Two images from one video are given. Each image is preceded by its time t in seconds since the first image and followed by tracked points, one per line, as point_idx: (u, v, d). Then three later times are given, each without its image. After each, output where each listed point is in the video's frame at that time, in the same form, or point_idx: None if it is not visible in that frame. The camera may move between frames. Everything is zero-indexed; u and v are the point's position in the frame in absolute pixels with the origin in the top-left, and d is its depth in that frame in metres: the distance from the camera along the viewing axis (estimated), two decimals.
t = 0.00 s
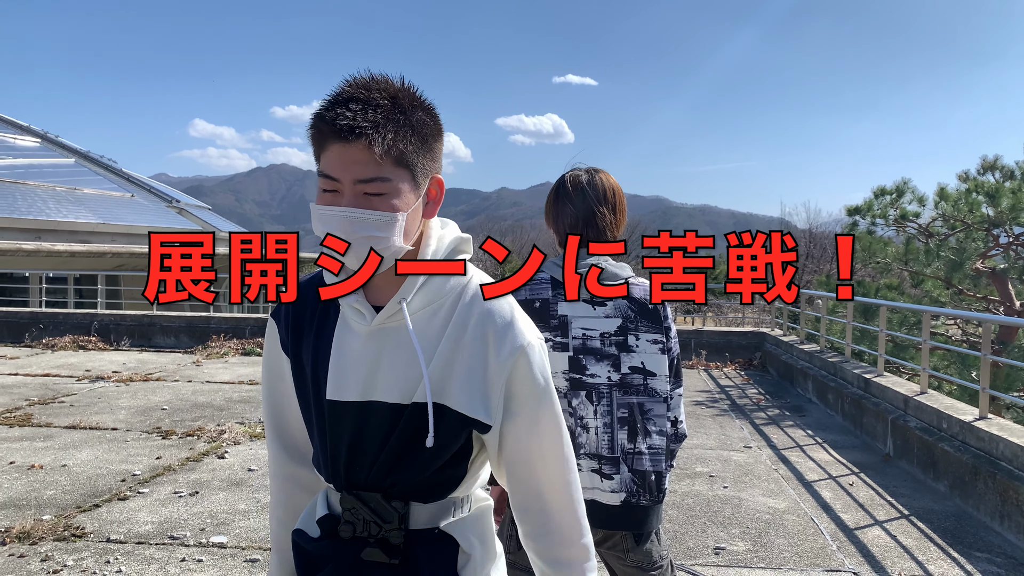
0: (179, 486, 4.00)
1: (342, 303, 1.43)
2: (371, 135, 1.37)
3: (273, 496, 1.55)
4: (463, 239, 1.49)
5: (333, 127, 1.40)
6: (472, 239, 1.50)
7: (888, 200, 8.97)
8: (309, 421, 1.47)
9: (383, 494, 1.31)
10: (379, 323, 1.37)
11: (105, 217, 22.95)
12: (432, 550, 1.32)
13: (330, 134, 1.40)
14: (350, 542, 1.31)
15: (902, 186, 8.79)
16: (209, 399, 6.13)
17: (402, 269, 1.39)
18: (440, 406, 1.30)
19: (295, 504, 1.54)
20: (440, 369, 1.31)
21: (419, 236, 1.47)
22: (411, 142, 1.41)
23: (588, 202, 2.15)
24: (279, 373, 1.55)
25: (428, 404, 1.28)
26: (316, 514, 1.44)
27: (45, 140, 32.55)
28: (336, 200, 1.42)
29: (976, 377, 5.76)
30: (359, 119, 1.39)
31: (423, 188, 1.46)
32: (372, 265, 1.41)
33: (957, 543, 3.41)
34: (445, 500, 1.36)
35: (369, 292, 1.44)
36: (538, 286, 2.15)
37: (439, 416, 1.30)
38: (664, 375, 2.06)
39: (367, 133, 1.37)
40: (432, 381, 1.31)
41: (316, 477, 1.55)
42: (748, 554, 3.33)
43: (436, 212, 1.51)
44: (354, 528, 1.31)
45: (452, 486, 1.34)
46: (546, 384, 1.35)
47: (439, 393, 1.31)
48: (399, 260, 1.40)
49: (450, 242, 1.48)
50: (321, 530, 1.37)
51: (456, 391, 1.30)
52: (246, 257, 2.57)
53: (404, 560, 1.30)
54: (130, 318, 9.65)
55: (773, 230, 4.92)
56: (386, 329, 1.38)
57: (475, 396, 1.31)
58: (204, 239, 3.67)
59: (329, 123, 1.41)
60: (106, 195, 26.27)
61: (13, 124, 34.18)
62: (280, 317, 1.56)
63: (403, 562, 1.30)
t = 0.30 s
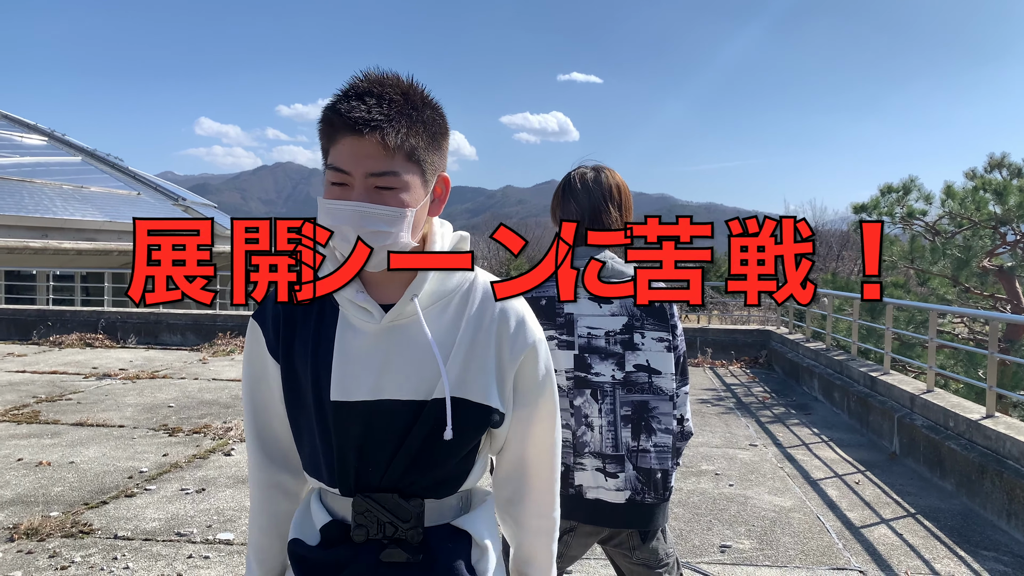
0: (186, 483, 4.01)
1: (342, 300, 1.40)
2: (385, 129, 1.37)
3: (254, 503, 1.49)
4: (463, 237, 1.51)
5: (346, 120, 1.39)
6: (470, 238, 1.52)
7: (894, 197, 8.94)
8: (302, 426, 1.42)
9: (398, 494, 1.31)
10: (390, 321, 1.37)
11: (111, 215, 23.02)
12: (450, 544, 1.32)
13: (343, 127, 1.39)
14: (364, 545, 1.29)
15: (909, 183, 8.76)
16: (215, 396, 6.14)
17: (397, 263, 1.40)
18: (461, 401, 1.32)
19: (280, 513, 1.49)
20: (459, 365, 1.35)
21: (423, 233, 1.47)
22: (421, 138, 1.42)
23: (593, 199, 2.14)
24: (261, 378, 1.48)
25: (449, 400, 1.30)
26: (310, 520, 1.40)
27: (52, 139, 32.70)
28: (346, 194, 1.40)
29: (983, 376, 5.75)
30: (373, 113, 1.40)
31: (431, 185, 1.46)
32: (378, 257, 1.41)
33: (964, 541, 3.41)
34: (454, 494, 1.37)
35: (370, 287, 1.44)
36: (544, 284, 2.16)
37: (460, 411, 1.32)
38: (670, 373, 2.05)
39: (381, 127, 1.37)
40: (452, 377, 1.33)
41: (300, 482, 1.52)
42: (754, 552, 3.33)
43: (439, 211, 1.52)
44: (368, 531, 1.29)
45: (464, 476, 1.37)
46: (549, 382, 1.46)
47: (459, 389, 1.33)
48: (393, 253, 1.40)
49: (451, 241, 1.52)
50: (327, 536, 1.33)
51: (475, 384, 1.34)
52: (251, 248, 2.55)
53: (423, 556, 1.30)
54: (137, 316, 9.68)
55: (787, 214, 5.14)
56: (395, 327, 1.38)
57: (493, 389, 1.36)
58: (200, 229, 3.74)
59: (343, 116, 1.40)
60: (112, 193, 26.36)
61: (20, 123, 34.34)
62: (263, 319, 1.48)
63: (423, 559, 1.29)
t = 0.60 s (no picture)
0: (191, 483, 4.02)
1: (346, 295, 1.39)
2: (395, 118, 1.38)
3: (253, 517, 1.39)
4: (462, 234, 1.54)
5: (355, 110, 1.39)
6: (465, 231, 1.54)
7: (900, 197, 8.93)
8: (305, 431, 1.38)
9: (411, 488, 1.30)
10: (400, 314, 1.38)
11: (116, 216, 23.09)
12: (464, 536, 1.31)
13: (351, 117, 1.39)
14: (377, 544, 1.27)
15: (914, 183, 8.74)
16: (220, 397, 6.16)
17: (401, 266, 1.43)
18: (477, 389, 1.36)
19: (282, 524, 1.41)
20: (471, 354, 1.39)
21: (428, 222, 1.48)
22: (427, 128, 1.43)
23: (598, 199, 2.13)
24: (260, 382, 1.44)
25: (462, 387, 1.32)
26: (316, 524, 1.36)
27: (57, 140, 32.82)
28: (355, 183, 1.39)
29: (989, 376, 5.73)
30: (381, 104, 1.40)
31: (436, 174, 1.47)
32: (382, 245, 1.40)
33: (969, 542, 3.40)
34: (461, 486, 1.36)
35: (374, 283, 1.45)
36: (549, 284, 2.16)
37: (476, 399, 1.35)
38: (674, 373, 2.05)
39: (390, 117, 1.38)
40: (466, 366, 1.37)
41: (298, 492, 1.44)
42: (759, 553, 3.32)
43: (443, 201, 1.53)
44: (382, 527, 1.27)
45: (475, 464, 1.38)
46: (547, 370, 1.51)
47: (470, 375, 1.37)
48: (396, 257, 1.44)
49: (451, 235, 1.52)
50: (338, 538, 1.30)
51: (487, 371, 1.38)
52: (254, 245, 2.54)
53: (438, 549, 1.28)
54: (142, 317, 9.71)
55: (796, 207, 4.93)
56: (404, 320, 1.39)
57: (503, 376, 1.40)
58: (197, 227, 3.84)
59: (350, 105, 1.39)
60: (116, 194, 26.44)
61: (25, 124, 34.47)
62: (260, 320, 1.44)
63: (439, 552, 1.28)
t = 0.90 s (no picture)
0: (195, 489, 4.02)
1: (330, 296, 1.40)
2: (378, 125, 1.39)
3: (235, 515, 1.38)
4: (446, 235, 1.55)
5: (339, 116, 1.39)
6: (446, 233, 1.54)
7: (902, 199, 8.92)
8: (287, 428, 1.38)
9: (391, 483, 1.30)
10: (381, 314, 1.39)
11: (119, 220, 23.14)
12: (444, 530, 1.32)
13: (336, 123, 1.39)
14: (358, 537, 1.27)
15: (916, 185, 8.74)
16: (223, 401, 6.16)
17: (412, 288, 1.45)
18: (455, 389, 1.36)
19: (269, 520, 1.39)
20: (451, 355, 1.39)
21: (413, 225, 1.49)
22: (411, 135, 1.44)
23: (599, 204, 2.17)
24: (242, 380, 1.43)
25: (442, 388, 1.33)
26: (299, 521, 1.35)
27: (61, 145, 32.92)
28: (340, 189, 1.40)
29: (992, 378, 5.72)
30: (365, 110, 1.40)
31: (418, 181, 1.48)
32: (366, 250, 1.40)
33: (974, 545, 3.39)
34: (441, 483, 1.37)
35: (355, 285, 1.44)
36: (550, 288, 2.16)
37: (455, 399, 1.36)
38: (677, 378, 2.06)
39: (375, 123, 1.39)
40: (446, 366, 1.37)
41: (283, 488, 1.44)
42: (763, 557, 3.32)
43: (425, 205, 1.54)
44: (361, 522, 1.27)
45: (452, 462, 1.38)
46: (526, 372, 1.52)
47: (450, 376, 1.37)
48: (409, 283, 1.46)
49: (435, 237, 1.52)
50: (320, 533, 1.29)
51: (467, 372, 1.39)
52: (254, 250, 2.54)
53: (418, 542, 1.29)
54: (145, 322, 9.72)
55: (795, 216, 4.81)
56: (386, 321, 1.39)
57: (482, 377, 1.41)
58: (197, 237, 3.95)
59: (335, 112, 1.40)
60: (119, 199, 26.50)
61: (28, 130, 34.57)
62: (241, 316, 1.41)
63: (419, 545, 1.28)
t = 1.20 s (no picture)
0: (199, 492, 4.02)
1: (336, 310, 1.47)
2: (365, 140, 1.37)
3: (269, 497, 1.45)
4: (454, 258, 1.39)
5: (330, 134, 1.40)
6: (457, 256, 1.39)
7: (906, 201, 8.91)
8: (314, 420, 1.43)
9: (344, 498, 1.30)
10: (357, 332, 1.37)
11: (122, 223, 23.18)
12: (378, 558, 1.27)
13: (327, 141, 1.40)
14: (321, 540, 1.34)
15: (920, 187, 8.73)
16: (226, 404, 6.16)
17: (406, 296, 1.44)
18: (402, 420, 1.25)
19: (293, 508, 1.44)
20: (405, 384, 1.26)
21: (415, 242, 1.44)
22: (405, 150, 1.41)
23: (604, 206, 2.17)
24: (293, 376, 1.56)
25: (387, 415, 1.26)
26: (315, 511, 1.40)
27: (64, 150, 33.05)
28: (333, 205, 1.41)
29: (997, 380, 5.71)
30: (354, 125, 1.39)
31: (416, 195, 1.44)
32: (357, 266, 1.39)
33: (980, 547, 3.38)
34: (401, 512, 1.28)
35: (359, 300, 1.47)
36: (555, 290, 2.16)
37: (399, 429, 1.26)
38: (682, 380, 2.06)
39: (361, 139, 1.37)
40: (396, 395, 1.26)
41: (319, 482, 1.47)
42: (768, 559, 3.31)
43: (430, 221, 1.49)
44: (324, 526, 1.32)
45: (410, 495, 1.27)
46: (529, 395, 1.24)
47: (402, 407, 1.26)
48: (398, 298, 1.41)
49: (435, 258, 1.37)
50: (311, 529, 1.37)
51: (424, 404, 1.25)
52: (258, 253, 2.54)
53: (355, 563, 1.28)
54: (149, 324, 9.73)
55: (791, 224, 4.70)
56: (363, 339, 1.36)
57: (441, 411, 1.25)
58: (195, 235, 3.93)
59: (326, 129, 1.41)
60: (122, 202, 26.55)
61: (32, 133, 34.68)
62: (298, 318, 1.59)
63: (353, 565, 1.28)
